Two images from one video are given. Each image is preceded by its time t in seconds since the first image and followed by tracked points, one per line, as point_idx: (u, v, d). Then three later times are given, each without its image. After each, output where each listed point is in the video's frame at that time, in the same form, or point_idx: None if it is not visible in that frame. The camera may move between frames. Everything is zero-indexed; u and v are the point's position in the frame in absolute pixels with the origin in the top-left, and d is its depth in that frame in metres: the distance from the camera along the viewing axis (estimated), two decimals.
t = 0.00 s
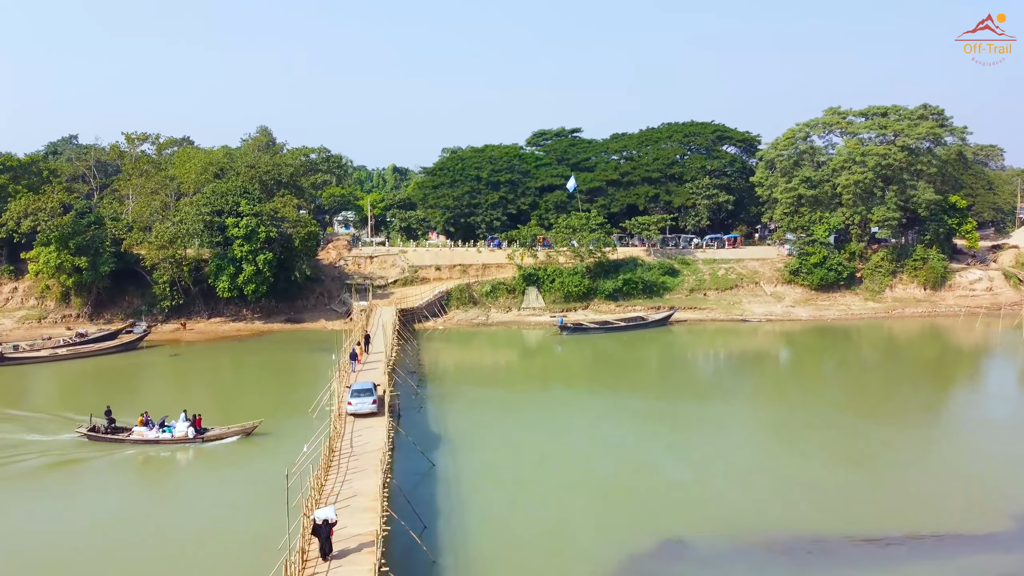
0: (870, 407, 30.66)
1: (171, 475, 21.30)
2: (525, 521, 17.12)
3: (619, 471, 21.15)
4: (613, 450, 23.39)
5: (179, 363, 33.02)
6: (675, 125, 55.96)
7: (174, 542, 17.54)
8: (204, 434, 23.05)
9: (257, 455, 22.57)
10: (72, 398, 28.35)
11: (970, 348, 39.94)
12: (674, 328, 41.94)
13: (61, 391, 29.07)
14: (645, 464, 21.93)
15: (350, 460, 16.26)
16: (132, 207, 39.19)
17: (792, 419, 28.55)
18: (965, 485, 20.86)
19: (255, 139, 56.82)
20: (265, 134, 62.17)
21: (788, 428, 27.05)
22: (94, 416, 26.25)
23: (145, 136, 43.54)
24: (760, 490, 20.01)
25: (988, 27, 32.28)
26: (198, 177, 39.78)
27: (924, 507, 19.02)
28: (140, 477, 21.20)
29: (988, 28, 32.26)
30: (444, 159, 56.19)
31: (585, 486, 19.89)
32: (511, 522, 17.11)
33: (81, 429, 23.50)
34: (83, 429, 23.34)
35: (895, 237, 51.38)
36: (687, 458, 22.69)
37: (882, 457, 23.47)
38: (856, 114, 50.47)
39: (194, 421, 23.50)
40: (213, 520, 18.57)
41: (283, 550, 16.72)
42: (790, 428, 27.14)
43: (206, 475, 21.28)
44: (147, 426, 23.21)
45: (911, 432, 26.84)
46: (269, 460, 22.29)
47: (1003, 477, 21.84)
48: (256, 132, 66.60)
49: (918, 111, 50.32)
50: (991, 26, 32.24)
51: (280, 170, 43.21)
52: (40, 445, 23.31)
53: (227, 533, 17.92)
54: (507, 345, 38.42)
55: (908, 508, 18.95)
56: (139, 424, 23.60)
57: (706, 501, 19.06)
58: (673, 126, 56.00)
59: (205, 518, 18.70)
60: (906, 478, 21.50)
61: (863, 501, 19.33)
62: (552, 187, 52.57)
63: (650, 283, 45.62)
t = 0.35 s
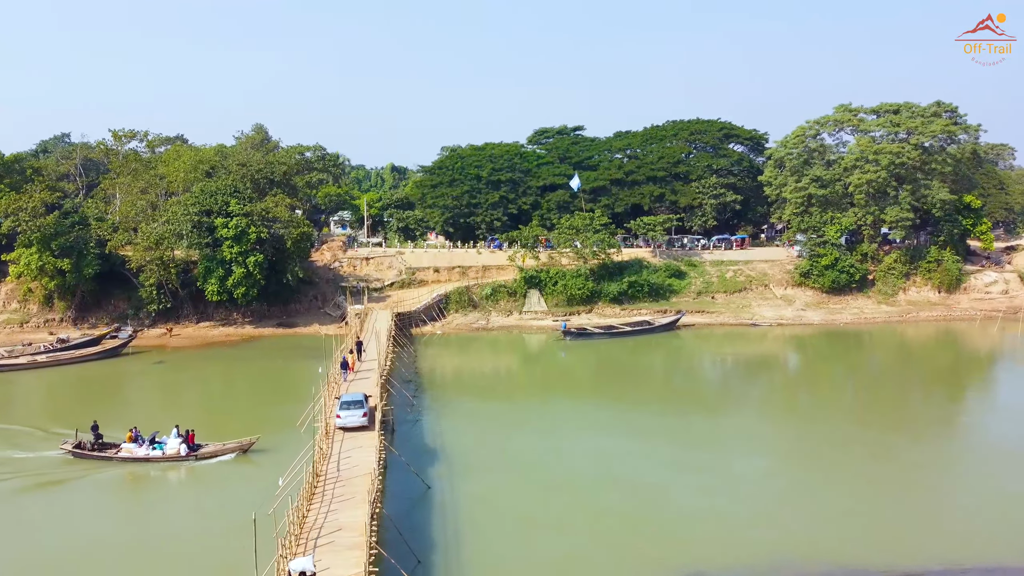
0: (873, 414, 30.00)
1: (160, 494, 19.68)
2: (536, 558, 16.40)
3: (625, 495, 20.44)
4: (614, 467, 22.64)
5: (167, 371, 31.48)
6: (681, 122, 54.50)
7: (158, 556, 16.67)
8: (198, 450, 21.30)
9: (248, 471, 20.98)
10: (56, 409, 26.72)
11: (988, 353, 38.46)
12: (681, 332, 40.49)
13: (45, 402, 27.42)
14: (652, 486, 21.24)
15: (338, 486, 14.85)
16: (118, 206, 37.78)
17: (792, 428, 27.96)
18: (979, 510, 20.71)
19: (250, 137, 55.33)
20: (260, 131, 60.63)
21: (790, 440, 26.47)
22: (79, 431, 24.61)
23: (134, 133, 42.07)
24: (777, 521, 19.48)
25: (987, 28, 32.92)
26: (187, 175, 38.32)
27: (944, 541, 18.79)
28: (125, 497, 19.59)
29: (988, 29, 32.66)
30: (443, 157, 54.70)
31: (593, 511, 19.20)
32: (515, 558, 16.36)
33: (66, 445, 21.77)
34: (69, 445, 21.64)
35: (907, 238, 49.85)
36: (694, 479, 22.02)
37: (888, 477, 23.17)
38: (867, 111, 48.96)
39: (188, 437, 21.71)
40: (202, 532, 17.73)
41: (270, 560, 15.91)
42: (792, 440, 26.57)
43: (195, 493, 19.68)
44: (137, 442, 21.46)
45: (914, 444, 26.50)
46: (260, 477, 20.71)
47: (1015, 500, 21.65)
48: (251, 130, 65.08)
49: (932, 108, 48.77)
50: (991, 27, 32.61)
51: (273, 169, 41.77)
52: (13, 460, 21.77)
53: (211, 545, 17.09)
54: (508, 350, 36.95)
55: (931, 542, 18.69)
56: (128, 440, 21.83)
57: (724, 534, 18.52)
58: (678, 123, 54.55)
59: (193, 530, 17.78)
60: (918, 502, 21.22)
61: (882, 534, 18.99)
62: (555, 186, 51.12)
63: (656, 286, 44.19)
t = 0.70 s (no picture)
0: (876, 414, 29.53)
1: (141, 519, 18.02)
2: None
3: (625, 511, 20.39)
4: (613, 477, 22.74)
5: (154, 380, 29.88)
6: (686, 120, 53.04)
7: None
8: (190, 471, 19.51)
9: (236, 490, 19.43)
10: (36, 423, 24.99)
11: (1009, 358, 36.97)
12: (689, 338, 38.99)
13: (24, 415, 25.67)
14: (650, 499, 21.34)
15: (322, 518, 13.35)
16: (102, 207, 36.30)
17: (791, 430, 27.69)
18: (984, 528, 20.46)
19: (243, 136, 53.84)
20: (254, 130, 59.17)
21: (788, 444, 26.33)
22: (61, 448, 22.93)
23: (120, 130, 40.57)
24: (777, 536, 19.64)
25: (987, 27, 33.21)
26: (175, 174, 36.87)
27: (943, 554, 19.00)
28: (102, 521, 17.96)
29: (988, 29, 33.19)
30: (442, 156, 53.22)
31: (592, 528, 19.30)
32: None
33: (46, 464, 20.08)
34: (52, 465, 19.89)
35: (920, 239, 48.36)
36: (693, 490, 22.12)
37: (885, 484, 23.26)
38: (879, 109, 47.52)
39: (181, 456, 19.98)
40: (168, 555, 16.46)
41: None
42: (790, 443, 26.43)
43: (179, 517, 18.06)
44: (126, 464, 19.71)
45: (913, 446, 26.42)
46: (247, 496, 19.07)
47: (1014, 509, 21.65)
48: (246, 129, 63.58)
49: (945, 106, 47.31)
50: (991, 26, 33.21)
51: (264, 168, 40.30)
52: None
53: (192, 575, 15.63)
54: (510, 356, 35.46)
55: (929, 555, 18.93)
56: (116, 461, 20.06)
57: (724, 550, 18.69)
58: (683, 122, 53.07)
59: (161, 552, 16.54)
60: (916, 512, 21.34)
61: (881, 548, 19.20)
62: (556, 185, 49.63)
63: (662, 289, 42.71)
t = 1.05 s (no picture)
0: (885, 417, 28.56)
1: (120, 548, 16.49)
2: None
3: (621, 520, 19.60)
4: (616, 480, 22.28)
5: (139, 390, 28.44)
6: (691, 119, 51.71)
7: None
8: (184, 496, 17.87)
9: (221, 510, 17.99)
10: (15, 440, 23.46)
11: None
12: (697, 344, 37.62)
13: (2, 431, 24.13)
14: (652, 501, 20.91)
15: (301, 559, 12.04)
16: (86, 209, 34.92)
17: (798, 430, 27.17)
18: (996, 532, 19.63)
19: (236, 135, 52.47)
20: (248, 130, 57.85)
21: (793, 448, 25.46)
22: (42, 468, 21.38)
23: (106, 130, 39.20)
24: (779, 537, 19.19)
25: (987, 27, 32.93)
26: (163, 175, 35.51)
27: (952, 559, 18.22)
28: (75, 549, 16.51)
29: (988, 29, 32.93)
30: (441, 156, 51.86)
31: (588, 536, 18.63)
32: None
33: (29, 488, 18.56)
34: (34, 490, 18.37)
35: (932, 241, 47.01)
36: (697, 492, 21.67)
37: (894, 484, 22.61)
38: (890, 106, 46.18)
39: (172, 479, 18.37)
40: None
41: None
42: (799, 445, 25.78)
43: (159, 545, 16.58)
44: (112, 489, 18.10)
45: (924, 446, 25.70)
46: (232, 520, 17.66)
47: None
48: (240, 129, 62.20)
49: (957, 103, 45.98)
50: (991, 26, 32.90)
51: (256, 168, 38.95)
52: None
53: None
54: (511, 363, 34.09)
55: (934, 557, 18.35)
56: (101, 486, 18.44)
57: (724, 557, 18.01)
58: (688, 120, 51.74)
59: None
60: (925, 513, 20.65)
61: (885, 549, 18.69)
62: (558, 185, 48.28)
63: (668, 293, 41.35)
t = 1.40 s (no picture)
0: (897, 423, 27.52)
1: None
2: None
3: (620, 535, 18.65)
4: (615, 484, 21.66)
5: (127, 401, 27.25)
6: (696, 117, 50.53)
7: None
8: (180, 521, 16.61)
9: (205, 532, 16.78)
10: None
11: None
12: (705, 349, 36.44)
13: None
14: (650, 506, 20.39)
15: None
16: (70, 210, 33.69)
17: (806, 436, 26.12)
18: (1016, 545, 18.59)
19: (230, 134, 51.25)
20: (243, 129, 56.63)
21: (801, 454, 24.45)
22: (25, 487, 20.05)
23: (94, 128, 37.97)
24: (777, 543, 18.59)
25: (987, 27, 33.19)
26: (152, 174, 34.31)
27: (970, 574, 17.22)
28: None
29: (988, 29, 33.18)
30: (440, 155, 50.68)
31: (585, 553, 17.68)
32: None
33: (11, 512, 17.27)
34: (19, 513, 17.06)
35: (944, 242, 45.81)
36: (697, 495, 21.13)
37: (900, 487, 21.92)
38: (901, 103, 45.02)
39: (166, 501, 17.08)
40: None
41: None
42: (804, 446, 25.17)
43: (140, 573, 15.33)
44: (102, 513, 16.82)
45: (933, 450, 24.89)
46: (218, 544, 16.44)
47: None
48: (235, 127, 60.99)
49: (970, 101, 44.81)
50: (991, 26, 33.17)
51: (248, 168, 37.77)
52: None
53: None
54: (513, 369, 32.89)
55: (938, 562, 17.75)
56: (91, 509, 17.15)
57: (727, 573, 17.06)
58: (693, 118, 50.56)
59: None
60: (941, 523, 19.64)
61: (890, 557, 17.94)
62: (560, 185, 47.10)
63: (674, 296, 40.13)
